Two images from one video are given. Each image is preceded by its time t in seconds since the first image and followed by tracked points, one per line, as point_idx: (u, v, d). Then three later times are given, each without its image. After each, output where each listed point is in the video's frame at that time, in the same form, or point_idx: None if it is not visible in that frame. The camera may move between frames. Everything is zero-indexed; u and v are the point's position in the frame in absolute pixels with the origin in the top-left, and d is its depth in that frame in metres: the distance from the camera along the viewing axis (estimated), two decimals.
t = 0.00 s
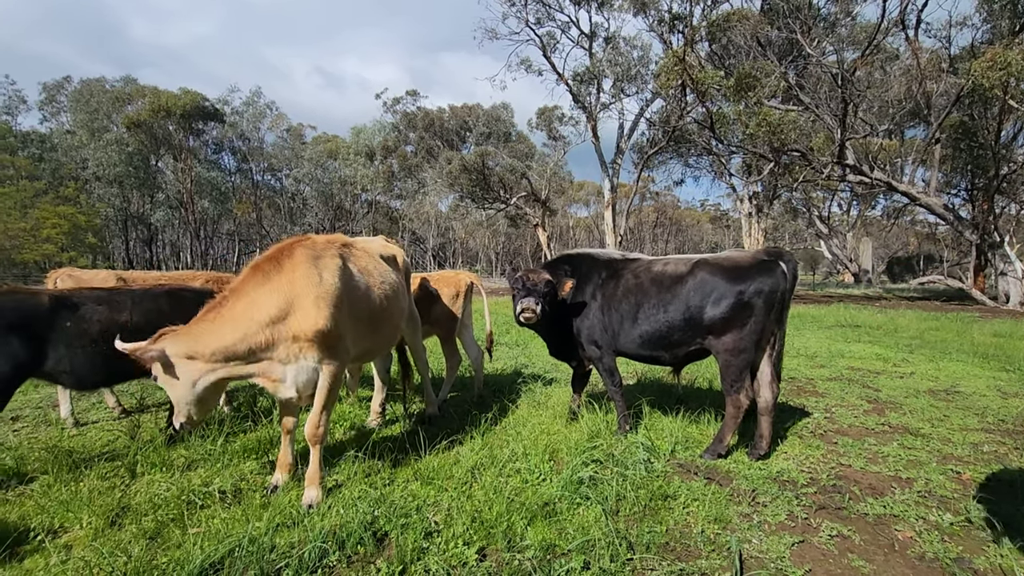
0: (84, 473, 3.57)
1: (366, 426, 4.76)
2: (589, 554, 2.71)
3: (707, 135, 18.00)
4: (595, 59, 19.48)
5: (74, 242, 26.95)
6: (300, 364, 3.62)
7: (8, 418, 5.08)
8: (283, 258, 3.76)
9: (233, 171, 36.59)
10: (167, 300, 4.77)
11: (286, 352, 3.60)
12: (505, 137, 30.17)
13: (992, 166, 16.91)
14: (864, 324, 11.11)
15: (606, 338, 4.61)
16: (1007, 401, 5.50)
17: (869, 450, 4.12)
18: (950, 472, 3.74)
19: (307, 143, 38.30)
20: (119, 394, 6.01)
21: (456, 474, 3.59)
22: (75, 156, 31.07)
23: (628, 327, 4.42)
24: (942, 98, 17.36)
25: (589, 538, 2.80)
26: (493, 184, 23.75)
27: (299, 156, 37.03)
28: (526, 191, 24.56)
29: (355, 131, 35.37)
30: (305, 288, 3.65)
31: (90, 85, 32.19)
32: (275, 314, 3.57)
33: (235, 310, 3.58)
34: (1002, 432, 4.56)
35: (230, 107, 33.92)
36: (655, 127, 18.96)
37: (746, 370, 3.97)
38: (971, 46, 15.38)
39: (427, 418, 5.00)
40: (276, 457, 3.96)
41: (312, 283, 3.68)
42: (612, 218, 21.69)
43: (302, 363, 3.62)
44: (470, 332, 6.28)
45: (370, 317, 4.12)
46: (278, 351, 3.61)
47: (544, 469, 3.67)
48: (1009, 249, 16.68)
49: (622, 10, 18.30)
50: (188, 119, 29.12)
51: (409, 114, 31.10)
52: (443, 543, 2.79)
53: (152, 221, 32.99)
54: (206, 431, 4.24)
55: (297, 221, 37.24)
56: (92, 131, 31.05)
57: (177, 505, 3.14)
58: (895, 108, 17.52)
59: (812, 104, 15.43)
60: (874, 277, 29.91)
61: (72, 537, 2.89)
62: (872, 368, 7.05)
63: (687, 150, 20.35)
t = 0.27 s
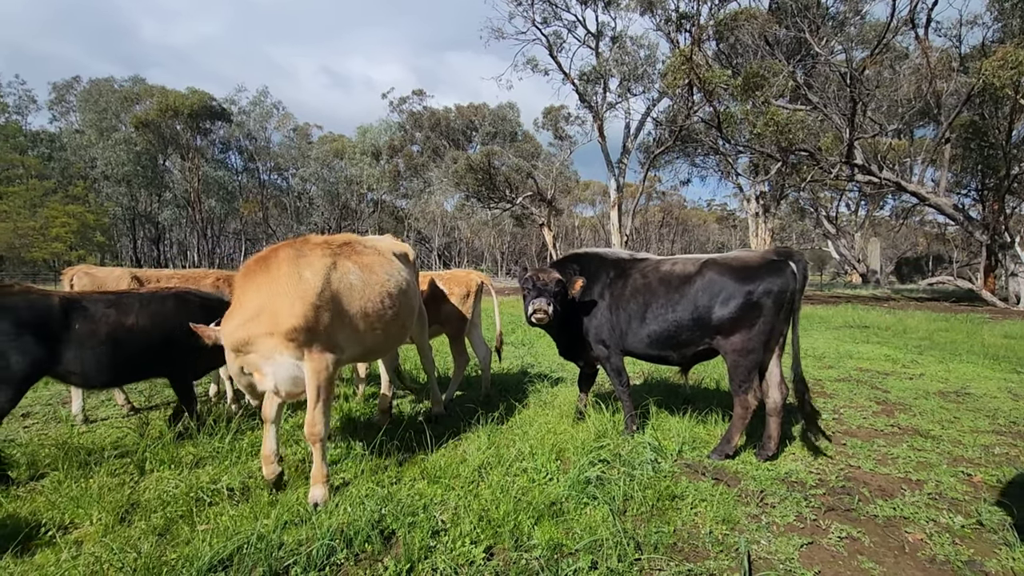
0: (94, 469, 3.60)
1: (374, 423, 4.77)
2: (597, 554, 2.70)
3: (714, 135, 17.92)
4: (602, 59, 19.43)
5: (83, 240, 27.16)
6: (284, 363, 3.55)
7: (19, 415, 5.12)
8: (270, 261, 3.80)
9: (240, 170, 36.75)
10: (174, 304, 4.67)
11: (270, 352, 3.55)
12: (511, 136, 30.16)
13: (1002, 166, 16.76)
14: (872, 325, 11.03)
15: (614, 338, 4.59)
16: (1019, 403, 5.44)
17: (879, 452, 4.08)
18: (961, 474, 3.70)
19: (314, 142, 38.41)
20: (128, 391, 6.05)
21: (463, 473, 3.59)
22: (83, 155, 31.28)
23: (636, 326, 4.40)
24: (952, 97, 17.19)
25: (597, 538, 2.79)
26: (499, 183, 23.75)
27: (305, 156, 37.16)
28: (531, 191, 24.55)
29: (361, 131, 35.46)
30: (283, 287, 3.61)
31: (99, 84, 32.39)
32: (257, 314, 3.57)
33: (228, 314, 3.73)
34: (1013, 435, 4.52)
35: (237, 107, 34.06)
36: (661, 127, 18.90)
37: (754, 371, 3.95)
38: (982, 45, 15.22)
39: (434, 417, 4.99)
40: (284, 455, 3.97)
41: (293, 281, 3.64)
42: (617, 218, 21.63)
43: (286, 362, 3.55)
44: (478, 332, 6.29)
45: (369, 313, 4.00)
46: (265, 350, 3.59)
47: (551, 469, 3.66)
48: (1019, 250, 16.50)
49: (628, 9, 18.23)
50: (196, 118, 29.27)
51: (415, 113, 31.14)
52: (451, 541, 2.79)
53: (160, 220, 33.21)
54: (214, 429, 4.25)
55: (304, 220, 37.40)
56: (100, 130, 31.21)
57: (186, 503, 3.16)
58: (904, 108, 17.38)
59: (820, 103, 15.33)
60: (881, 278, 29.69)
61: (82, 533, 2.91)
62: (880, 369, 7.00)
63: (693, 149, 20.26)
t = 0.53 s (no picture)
0: (101, 468, 3.62)
1: (379, 423, 4.78)
2: (602, 554, 2.70)
3: (718, 135, 17.89)
4: (606, 59, 19.42)
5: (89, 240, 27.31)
6: (268, 363, 3.75)
7: (25, 413, 5.15)
8: (257, 265, 3.93)
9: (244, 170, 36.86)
10: (155, 311, 4.63)
11: (255, 353, 3.75)
12: (515, 137, 30.16)
13: (1009, 167, 16.68)
14: (877, 326, 10.98)
15: (619, 339, 4.59)
16: None
17: (885, 454, 4.06)
18: (968, 477, 3.68)
19: (318, 143, 38.50)
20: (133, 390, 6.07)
21: (468, 473, 3.59)
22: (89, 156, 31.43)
23: (641, 327, 4.39)
24: (958, 97, 17.10)
25: (601, 539, 2.78)
26: (502, 184, 23.77)
27: (309, 156, 37.26)
28: (535, 191, 24.54)
29: (365, 131, 35.54)
30: (261, 291, 3.73)
31: (105, 85, 32.53)
32: (241, 318, 3.75)
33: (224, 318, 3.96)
34: (1020, 437, 4.49)
35: (241, 107, 34.16)
36: (665, 127, 18.88)
37: (761, 372, 3.94)
38: (989, 45, 15.15)
39: (439, 418, 4.99)
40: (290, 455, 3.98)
41: (270, 285, 3.74)
42: (621, 218, 21.60)
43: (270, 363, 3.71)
44: (484, 333, 6.30)
45: (358, 310, 3.95)
46: (251, 352, 3.77)
47: (556, 469, 3.65)
48: None
49: (633, 9, 18.21)
50: (201, 119, 29.39)
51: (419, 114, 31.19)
52: (456, 541, 2.79)
53: (165, 220, 33.36)
54: (219, 428, 4.26)
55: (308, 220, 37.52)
56: (106, 131, 31.31)
57: (192, 502, 3.17)
58: (910, 108, 17.32)
59: (825, 104, 15.30)
60: (886, 279, 29.55)
61: (88, 532, 2.92)
62: (886, 370, 6.96)
63: (698, 149, 20.22)
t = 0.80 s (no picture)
0: (100, 469, 3.62)
1: (380, 425, 4.77)
2: (601, 556, 2.69)
3: (719, 136, 17.87)
4: (606, 59, 19.41)
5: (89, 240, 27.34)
6: (244, 357, 4.00)
7: (25, 414, 5.15)
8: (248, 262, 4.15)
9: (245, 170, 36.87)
10: (93, 305, 4.82)
11: (235, 347, 4.00)
12: (516, 137, 30.17)
13: (1010, 168, 16.66)
14: (877, 327, 10.97)
15: (619, 340, 4.59)
16: None
17: (884, 456, 4.06)
18: (968, 478, 3.68)
19: (319, 143, 38.52)
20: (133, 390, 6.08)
21: (467, 474, 3.59)
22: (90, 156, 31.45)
23: (641, 328, 4.40)
24: (959, 98, 17.08)
25: (601, 540, 2.78)
26: (503, 184, 23.77)
27: (310, 157, 37.28)
28: (536, 192, 24.55)
29: (366, 132, 35.57)
30: (245, 288, 3.97)
31: (106, 85, 32.54)
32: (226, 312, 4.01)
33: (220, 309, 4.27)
34: (1021, 438, 4.49)
35: (242, 107, 34.17)
36: (666, 128, 18.89)
37: (761, 374, 3.94)
38: (990, 46, 15.13)
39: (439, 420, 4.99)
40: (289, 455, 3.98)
41: (252, 285, 3.95)
42: (621, 219, 21.59)
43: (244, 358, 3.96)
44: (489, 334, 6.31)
45: (335, 314, 4.00)
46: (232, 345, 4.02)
47: (555, 471, 3.65)
48: None
49: (633, 10, 18.22)
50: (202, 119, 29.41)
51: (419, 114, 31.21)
52: (455, 543, 2.79)
53: (166, 220, 33.38)
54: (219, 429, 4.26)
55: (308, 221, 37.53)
56: (107, 131, 31.28)
57: (191, 503, 3.17)
58: (911, 109, 17.31)
59: (826, 105, 15.30)
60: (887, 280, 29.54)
61: (87, 532, 2.92)
62: (886, 372, 6.96)
63: (698, 150, 20.23)
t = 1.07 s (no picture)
0: (96, 470, 3.61)
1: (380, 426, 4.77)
2: (597, 557, 2.70)
3: (716, 137, 17.90)
4: (604, 61, 19.45)
5: (87, 240, 27.29)
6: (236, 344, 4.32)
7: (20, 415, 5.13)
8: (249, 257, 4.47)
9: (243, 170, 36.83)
10: (47, 305, 4.64)
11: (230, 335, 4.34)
12: (514, 138, 30.19)
13: (1007, 169, 16.70)
14: (874, 328, 11.01)
15: (616, 341, 4.59)
16: (1022, 407, 5.42)
17: (880, 456, 4.07)
18: (963, 479, 3.69)
19: (317, 144, 38.49)
20: (129, 391, 6.06)
21: (464, 475, 3.59)
22: (87, 156, 31.38)
23: (639, 329, 4.40)
24: (955, 100, 17.13)
25: (597, 541, 2.79)
26: (501, 185, 23.76)
27: (308, 157, 37.22)
28: (534, 192, 24.56)
29: (364, 133, 35.55)
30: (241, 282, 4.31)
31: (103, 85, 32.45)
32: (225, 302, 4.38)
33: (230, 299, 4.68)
34: (1016, 439, 4.50)
35: (240, 107, 34.11)
36: (664, 129, 18.95)
37: (758, 375, 3.95)
38: (986, 48, 15.19)
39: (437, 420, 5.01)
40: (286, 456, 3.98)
41: (245, 278, 4.25)
42: (620, 220, 21.61)
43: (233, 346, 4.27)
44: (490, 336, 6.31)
45: (315, 308, 4.12)
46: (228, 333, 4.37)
47: (552, 471, 3.65)
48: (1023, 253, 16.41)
49: (631, 12, 18.24)
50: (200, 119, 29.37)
51: (418, 115, 31.21)
52: (451, 544, 2.79)
53: (163, 220, 33.31)
54: (214, 428, 4.26)
55: (306, 221, 37.54)
56: (105, 131, 31.14)
57: (187, 503, 3.17)
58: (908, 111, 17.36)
59: (823, 106, 15.35)
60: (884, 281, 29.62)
61: (82, 533, 2.91)
62: (882, 372, 6.99)
63: (696, 151, 20.28)
